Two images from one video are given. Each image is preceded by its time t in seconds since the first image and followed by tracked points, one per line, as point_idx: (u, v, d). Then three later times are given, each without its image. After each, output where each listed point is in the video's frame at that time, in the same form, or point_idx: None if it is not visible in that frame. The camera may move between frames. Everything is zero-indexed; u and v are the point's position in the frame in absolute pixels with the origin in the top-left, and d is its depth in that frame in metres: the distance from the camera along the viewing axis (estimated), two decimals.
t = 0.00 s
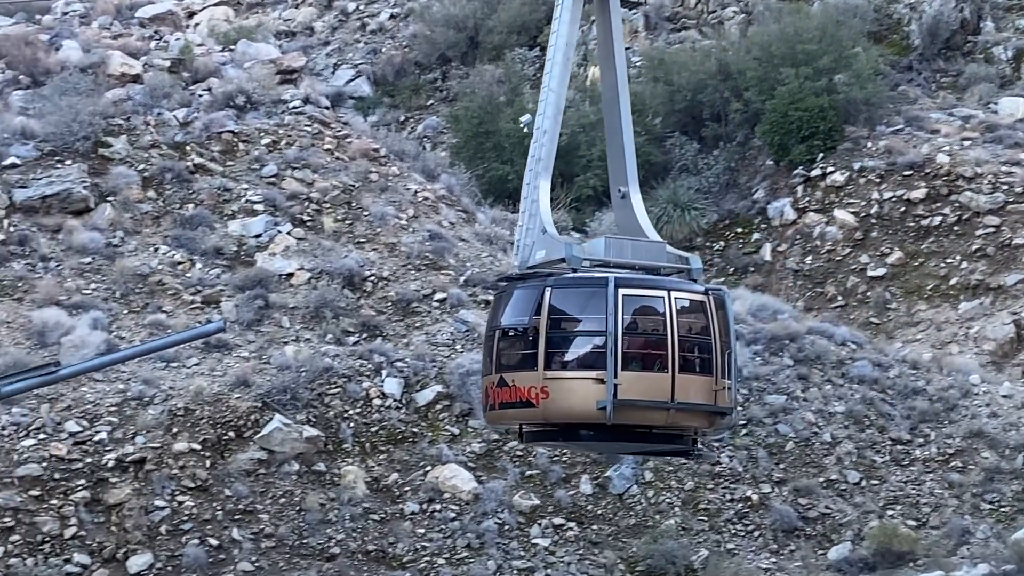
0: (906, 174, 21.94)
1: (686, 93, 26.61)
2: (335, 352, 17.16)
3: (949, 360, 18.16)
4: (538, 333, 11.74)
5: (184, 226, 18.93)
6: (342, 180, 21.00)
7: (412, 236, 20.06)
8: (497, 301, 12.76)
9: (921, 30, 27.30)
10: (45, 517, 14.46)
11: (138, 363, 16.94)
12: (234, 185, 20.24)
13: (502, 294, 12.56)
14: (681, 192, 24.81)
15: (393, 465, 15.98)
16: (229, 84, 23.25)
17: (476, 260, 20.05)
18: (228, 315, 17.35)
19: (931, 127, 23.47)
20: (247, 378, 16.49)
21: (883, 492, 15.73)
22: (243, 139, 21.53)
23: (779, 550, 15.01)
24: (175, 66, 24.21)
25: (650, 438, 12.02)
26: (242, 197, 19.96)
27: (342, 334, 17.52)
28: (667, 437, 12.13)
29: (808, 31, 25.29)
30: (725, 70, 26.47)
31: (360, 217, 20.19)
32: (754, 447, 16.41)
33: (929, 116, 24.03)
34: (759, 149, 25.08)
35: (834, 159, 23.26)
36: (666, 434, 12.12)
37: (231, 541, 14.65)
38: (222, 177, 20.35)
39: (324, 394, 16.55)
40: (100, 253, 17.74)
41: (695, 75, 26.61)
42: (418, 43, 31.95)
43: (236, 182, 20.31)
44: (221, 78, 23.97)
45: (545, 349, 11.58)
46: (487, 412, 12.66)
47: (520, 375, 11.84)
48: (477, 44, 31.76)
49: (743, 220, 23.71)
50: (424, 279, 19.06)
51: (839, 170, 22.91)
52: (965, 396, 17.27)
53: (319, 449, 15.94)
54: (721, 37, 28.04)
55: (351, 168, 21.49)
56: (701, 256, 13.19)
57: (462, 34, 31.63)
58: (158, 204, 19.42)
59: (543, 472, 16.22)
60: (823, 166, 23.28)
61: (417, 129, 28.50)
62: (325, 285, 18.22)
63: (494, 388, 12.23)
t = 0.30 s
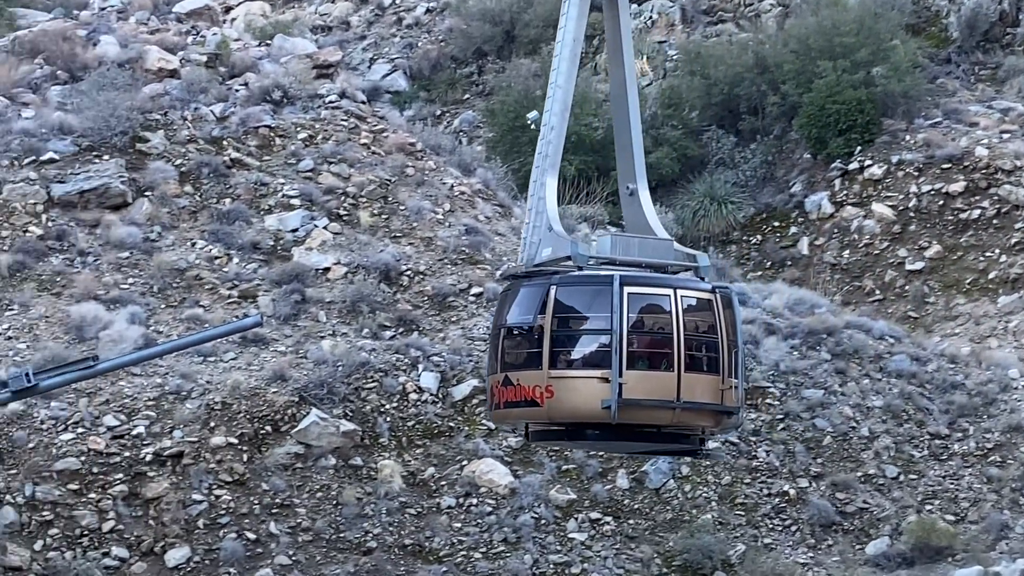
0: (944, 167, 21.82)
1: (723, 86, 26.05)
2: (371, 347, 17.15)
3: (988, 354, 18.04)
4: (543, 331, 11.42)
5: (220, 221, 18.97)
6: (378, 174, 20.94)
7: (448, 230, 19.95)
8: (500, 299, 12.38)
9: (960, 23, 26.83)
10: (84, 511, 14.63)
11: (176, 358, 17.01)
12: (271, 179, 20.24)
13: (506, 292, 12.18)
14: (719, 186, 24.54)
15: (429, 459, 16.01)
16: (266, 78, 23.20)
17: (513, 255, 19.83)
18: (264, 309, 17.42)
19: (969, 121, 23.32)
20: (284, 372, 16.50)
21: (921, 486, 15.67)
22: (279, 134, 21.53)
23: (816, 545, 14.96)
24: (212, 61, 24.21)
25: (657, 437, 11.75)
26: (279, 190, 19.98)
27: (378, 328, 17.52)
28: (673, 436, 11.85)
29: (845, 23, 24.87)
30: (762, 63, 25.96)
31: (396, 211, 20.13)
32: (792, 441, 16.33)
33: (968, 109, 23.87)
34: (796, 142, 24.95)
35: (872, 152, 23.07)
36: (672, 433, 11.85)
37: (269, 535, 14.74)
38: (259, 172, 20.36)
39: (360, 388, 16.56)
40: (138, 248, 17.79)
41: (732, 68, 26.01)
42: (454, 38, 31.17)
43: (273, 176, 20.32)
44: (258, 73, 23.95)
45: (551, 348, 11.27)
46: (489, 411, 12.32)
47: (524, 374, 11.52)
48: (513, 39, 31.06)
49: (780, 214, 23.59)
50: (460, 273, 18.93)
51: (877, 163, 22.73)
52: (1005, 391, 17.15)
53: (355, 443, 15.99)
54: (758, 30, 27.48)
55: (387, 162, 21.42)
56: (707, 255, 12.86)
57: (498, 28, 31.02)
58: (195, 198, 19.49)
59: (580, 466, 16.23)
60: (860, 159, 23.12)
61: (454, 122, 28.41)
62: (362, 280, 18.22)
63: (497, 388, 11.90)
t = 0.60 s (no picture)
0: (985, 162, 21.67)
1: (762, 81, 26.05)
2: (409, 342, 17.19)
3: None
4: (550, 331, 11.30)
5: (259, 217, 19.01)
6: (416, 170, 20.96)
7: (487, 225, 19.93)
8: (509, 299, 12.29)
9: (1000, 17, 26.66)
10: (125, 505, 14.68)
11: (215, 353, 17.10)
12: (309, 175, 20.29)
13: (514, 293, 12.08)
14: (758, 180, 24.40)
15: (468, 455, 16.13)
16: (305, 75, 23.27)
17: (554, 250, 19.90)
18: (303, 305, 17.44)
19: (1009, 114, 23.12)
20: (322, 367, 16.57)
21: (962, 483, 15.60)
22: (318, 130, 21.60)
23: (856, 540, 14.91)
24: (251, 57, 24.25)
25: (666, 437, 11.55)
26: (318, 186, 20.05)
27: (417, 324, 17.56)
28: (683, 437, 11.72)
29: (884, 17, 24.86)
30: (801, 58, 25.88)
31: (435, 207, 20.15)
32: (831, 437, 16.28)
33: (1008, 103, 23.65)
34: (835, 137, 24.87)
35: (911, 147, 22.99)
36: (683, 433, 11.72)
37: (308, 530, 14.79)
38: (297, 168, 20.42)
39: (399, 383, 16.62)
40: (178, 244, 17.87)
41: (771, 63, 25.99)
42: (492, 33, 31.15)
43: (312, 173, 20.38)
44: (296, 69, 24.04)
45: (557, 347, 11.15)
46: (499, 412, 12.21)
47: (531, 374, 11.40)
48: (552, 34, 30.98)
49: (820, 209, 23.55)
50: (499, 268, 18.87)
51: (917, 158, 22.63)
52: None
53: (394, 439, 16.05)
54: (797, 25, 27.44)
55: (425, 158, 21.46)
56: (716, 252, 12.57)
57: (536, 24, 30.80)
58: (234, 194, 19.54)
59: (619, 461, 16.30)
60: (899, 154, 23.03)
61: (492, 118, 28.40)
62: (400, 276, 18.21)
63: (506, 388, 11.79)
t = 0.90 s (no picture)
0: None
1: (801, 76, 26.01)
2: (448, 338, 17.28)
3: None
4: (561, 332, 11.10)
5: (299, 213, 19.07)
6: (455, 166, 20.95)
7: (526, 221, 19.88)
8: (520, 299, 12.10)
9: None
10: (166, 501, 14.75)
11: (256, 349, 17.21)
12: (348, 172, 20.34)
13: (525, 292, 11.89)
14: (797, 176, 24.38)
15: (506, 451, 16.19)
16: (344, 71, 23.35)
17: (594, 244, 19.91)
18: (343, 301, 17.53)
19: None
20: (362, 364, 16.65)
21: (1005, 479, 15.45)
22: (357, 126, 21.63)
23: (897, 537, 14.81)
24: (290, 54, 24.32)
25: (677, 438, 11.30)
26: (357, 183, 20.09)
27: (455, 320, 17.61)
28: (696, 438, 11.45)
29: (925, 12, 24.53)
30: (841, 53, 25.92)
31: (473, 203, 20.13)
32: (871, 433, 16.20)
33: None
34: (875, 133, 24.62)
35: (953, 141, 22.79)
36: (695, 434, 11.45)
37: (348, 525, 14.85)
38: (337, 165, 20.48)
39: (438, 379, 16.70)
40: (218, 240, 17.94)
41: (811, 57, 26.02)
42: (531, 29, 30.42)
43: (351, 169, 20.43)
44: (336, 66, 24.08)
45: (567, 347, 10.93)
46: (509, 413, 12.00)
47: (541, 374, 11.20)
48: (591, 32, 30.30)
49: (860, 204, 23.36)
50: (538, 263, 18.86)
51: (959, 153, 22.45)
52: None
53: (433, 435, 16.09)
54: (837, 19, 27.37)
55: (464, 154, 21.46)
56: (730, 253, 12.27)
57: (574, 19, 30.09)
58: (274, 191, 19.61)
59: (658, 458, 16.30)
60: (940, 149, 22.84)
61: (530, 113, 27.35)
62: (439, 272, 18.24)
63: (515, 388, 11.59)
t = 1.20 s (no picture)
0: None
1: (841, 71, 25.81)
2: (486, 335, 17.27)
3: None
4: (570, 333, 11.05)
5: (336, 210, 19.10)
6: (492, 163, 20.89)
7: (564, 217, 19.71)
8: (530, 300, 12.01)
9: None
10: (205, 497, 14.79)
11: (293, 346, 17.26)
12: (385, 169, 20.35)
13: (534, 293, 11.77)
14: (836, 172, 24.17)
15: (544, 448, 16.27)
16: (380, 69, 23.40)
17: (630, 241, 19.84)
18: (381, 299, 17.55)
19: None
20: (400, 361, 16.67)
21: None
22: (395, 124, 21.64)
23: (937, 535, 14.69)
24: (328, 52, 24.36)
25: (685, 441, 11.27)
26: (394, 180, 20.10)
27: (493, 317, 17.59)
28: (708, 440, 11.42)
29: (965, 7, 24.47)
30: (880, 48, 25.73)
31: (511, 199, 20.04)
32: (912, 430, 16.10)
33: None
34: (915, 128, 24.54)
35: (994, 138, 22.61)
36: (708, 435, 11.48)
37: (386, 522, 14.87)
38: (374, 162, 20.50)
39: (475, 376, 16.72)
40: (255, 238, 17.97)
41: (850, 53, 25.81)
42: (568, 25, 29.91)
43: (388, 166, 20.43)
44: (373, 63, 24.05)
45: (577, 348, 10.87)
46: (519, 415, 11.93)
47: (550, 376, 11.13)
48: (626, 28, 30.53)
49: (900, 201, 23.19)
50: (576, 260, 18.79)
51: (999, 149, 22.26)
52: None
53: (470, 431, 16.11)
54: (877, 14, 27.09)
55: (502, 151, 21.40)
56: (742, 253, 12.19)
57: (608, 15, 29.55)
58: (311, 188, 19.64)
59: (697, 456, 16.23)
60: (980, 145, 22.67)
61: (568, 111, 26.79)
62: (477, 269, 18.23)
63: (525, 391, 11.53)
